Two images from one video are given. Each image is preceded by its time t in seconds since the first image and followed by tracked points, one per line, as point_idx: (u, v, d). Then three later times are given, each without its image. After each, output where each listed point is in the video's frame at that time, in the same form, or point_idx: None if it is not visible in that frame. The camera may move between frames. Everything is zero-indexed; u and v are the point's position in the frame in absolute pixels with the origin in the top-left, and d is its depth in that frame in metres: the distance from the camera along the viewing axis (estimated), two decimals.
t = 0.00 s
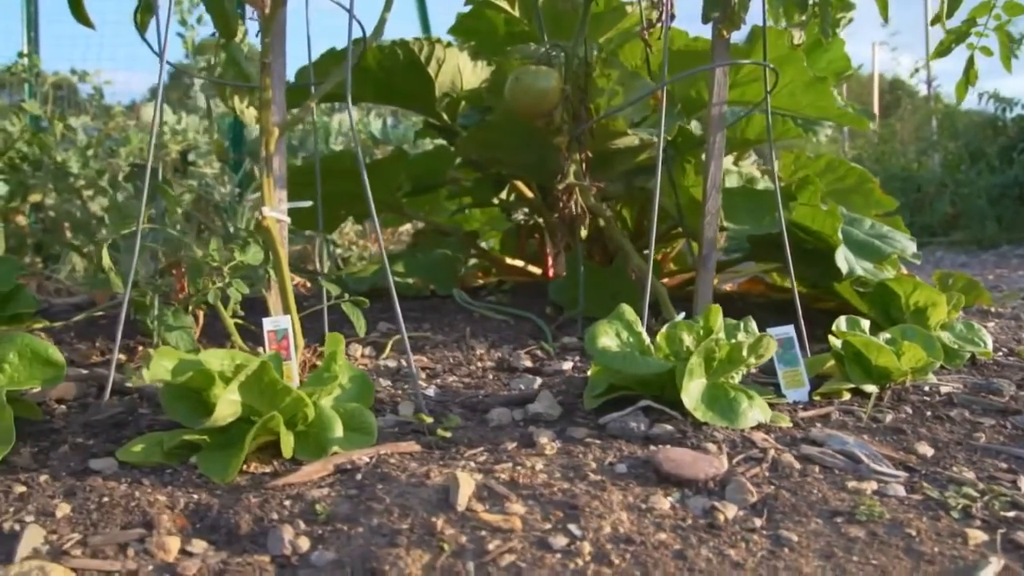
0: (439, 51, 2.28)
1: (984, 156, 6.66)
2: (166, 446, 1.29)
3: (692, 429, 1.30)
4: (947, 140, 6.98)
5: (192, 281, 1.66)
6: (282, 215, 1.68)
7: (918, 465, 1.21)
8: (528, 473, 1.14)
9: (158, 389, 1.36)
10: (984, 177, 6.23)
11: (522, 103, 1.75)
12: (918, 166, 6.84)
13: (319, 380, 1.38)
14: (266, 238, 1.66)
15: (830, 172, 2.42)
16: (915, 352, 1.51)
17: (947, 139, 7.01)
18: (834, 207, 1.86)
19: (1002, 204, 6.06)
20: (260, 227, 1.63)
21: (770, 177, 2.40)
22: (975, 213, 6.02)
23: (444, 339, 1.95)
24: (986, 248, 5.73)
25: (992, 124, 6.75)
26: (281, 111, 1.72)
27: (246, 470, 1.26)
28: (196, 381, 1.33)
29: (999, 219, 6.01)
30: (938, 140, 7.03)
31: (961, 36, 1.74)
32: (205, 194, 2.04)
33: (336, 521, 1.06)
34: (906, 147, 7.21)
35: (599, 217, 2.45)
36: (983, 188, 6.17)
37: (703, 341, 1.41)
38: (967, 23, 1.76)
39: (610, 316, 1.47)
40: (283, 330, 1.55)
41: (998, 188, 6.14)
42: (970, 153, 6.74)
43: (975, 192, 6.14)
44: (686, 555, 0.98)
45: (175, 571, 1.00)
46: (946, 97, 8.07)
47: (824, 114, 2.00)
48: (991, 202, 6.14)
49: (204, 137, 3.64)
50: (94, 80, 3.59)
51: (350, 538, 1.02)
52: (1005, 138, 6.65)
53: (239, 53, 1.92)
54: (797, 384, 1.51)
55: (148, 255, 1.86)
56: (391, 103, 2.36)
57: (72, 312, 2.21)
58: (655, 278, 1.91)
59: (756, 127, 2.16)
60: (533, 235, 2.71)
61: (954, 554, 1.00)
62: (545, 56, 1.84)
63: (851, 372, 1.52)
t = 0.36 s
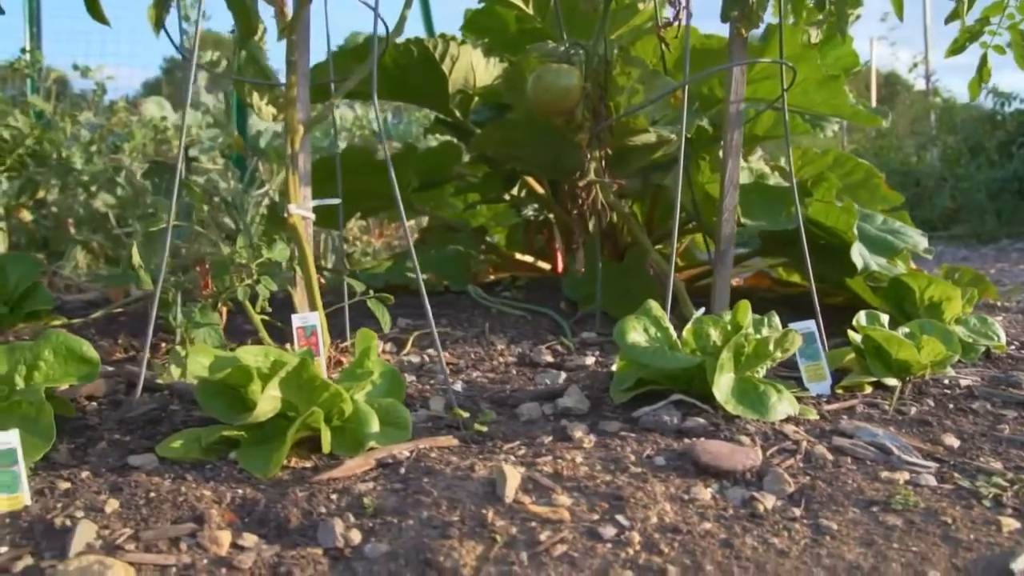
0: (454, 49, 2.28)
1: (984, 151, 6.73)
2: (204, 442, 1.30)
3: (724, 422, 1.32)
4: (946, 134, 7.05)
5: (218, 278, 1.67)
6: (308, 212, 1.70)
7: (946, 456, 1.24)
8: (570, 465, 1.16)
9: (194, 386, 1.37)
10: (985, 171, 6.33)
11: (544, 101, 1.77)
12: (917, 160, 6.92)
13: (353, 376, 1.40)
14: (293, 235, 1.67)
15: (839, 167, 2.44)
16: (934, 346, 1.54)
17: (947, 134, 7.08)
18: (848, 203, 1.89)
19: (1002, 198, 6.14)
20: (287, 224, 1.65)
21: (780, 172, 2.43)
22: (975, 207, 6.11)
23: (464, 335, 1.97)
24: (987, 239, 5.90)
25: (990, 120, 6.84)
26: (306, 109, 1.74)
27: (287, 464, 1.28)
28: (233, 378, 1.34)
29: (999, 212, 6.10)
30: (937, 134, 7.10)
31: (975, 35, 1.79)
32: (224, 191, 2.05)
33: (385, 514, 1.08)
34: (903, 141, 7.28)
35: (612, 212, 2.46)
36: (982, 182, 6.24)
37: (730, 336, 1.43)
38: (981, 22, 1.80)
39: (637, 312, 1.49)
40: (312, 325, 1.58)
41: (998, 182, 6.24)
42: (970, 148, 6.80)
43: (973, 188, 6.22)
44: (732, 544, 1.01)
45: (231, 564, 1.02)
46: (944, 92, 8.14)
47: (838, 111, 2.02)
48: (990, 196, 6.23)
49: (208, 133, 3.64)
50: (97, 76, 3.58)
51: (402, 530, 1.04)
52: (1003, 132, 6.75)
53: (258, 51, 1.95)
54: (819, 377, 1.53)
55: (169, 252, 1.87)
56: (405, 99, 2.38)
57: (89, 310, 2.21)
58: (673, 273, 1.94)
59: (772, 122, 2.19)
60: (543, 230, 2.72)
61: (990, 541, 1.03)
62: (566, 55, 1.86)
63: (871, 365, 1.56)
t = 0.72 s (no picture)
0: (467, 46, 2.32)
1: (981, 146, 6.79)
2: (243, 436, 1.31)
3: (754, 413, 1.35)
4: (943, 129, 7.13)
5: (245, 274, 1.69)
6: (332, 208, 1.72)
7: (972, 445, 1.28)
8: (610, 456, 1.18)
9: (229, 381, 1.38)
10: (983, 166, 6.42)
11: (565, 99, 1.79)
12: (914, 156, 6.98)
13: (386, 369, 1.42)
14: (318, 232, 1.69)
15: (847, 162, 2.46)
16: (952, 338, 1.55)
17: (944, 128, 7.16)
18: (863, 198, 1.91)
19: (1000, 193, 6.26)
20: (313, 220, 1.68)
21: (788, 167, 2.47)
22: (973, 201, 6.23)
23: (484, 329, 1.99)
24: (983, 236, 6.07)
25: (987, 115, 6.90)
26: (330, 106, 1.77)
27: (326, 457, 1.29)
28: (270, 373, 1.36)
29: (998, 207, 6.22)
30: (934, 129, 7.18)
31: (987, 32, 1.81)
32: (242, 188, 2.06)
33: (432, 504, 1.10)
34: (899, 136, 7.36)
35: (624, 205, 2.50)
36: (980, 176, 6.37)
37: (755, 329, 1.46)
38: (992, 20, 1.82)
39: (664, 305, 1.52)
40: (340, 320, 1.60)
41: (996, 176, 6.35)
42: (967, 143, 6.86)
43: (972, 180, 6.36)
44: (776, 530, 1.04)
45: (285, 554, 1.03)
46: (941, 88, 8.21)
47: (851, 107, 2.05)
48: (989, 190, 6.36)
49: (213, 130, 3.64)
50: (99, 73, 3.57)
51: (451, 520, 1.07)
52: (1000, 126, 6.81)
53: (277, 47, 1.98)
54: (840, 369, 1.56)
55: (191, 248, 1.88)
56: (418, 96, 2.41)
57: (104, 308, 2.21)
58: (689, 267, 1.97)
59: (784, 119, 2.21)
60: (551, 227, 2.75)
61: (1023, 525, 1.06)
62: (586, 52, 1.89)
63: (890, 356, 1.59)
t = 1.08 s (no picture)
0: (479, 43, 2.34)
1: (981, 141, 6.87)
2: (278, 430, 1.32)
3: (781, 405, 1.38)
4: (942, 125, 7.21)
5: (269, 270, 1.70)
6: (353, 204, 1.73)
7: (997, 434, 1.30)
8: (646, 447, 1.21)
9: (261, 376, 1.39)
10: (983, 162, 6.55)
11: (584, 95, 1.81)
12: (913, 152, 7.07)
13: (417, 364, 1.44)
14: (342, 229, 1.70)
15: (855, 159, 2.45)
16: (969, 331, 1.60)
17: (942, 124, 7.25)
18: (875, 194, 1.93)
19: (1000, 189, 6.43)
20: (336, 217, 1.69)
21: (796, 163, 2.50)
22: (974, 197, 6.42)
23: (502, 325, 2.00)
24: (982, 233, 6.23)
25: (987, 111, 6.98)
26: (351, 102, 1.78)
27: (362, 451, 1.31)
28: (303, 368, 1.37)
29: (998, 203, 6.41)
30: (932, 125, 7.26)
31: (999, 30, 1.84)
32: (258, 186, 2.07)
33: (475, 495, 1.12)
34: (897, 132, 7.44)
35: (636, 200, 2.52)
36: (980, 172, 6.52)
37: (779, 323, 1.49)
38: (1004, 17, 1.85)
39: (688, 299, 1.55)
40: (366, 316, 1.61)
41: (995, 172, 6.50)
42: (967, 139, 6.95)
43: (971, 175, 6.53)
44: (814, 517, 1.06)
45: (334, 545, 1.04)
46: (939, 83, 8.28)
47: (861, 104, 2.09)
48: (988, 186, 6.52)
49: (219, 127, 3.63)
50: (102, 71, 3.56)
51: (495, 510, 1.08)
52: (999, 122, 6.91)
53: (295, 44, 2.00)
54: (859, 362, 1.57)
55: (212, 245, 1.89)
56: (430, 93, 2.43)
57: (120, 305, 2.22)
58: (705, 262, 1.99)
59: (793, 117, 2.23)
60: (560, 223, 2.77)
61: None
62: (604, 49, 1.90)
63: (908, 349, 1.62)
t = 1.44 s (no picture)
0: (494, 41, 2.36)
1: (981, 137, 6.95)
2: (318, 425, 1.34)
3: (814, 396, 1.40)
4: (942, 121, 7.27)
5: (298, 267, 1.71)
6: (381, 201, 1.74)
7: None
8: (687, 437, 1.23)
9: (300, 371, 1.41)
10: (983, 158, 6.65)
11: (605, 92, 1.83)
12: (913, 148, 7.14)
13: (451, 358, 1.45)
14: (369, 225, 1.71)
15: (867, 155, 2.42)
16: (990, 323, 1.62)
17: (942, 120, 7.31)
18: (891, 189, 1.97)
19: (1001, 184, 6.54)
20: (364, 213, 1.71)
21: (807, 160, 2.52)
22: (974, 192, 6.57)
23: (525, 320, 2.02)
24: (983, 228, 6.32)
25: (988, 107, 7.04)
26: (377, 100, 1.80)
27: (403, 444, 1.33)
28: (342, 363, 1.38)
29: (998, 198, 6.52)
30: (932, 121, 7.32)
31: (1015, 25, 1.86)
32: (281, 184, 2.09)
33: (523, 486, 1.14)
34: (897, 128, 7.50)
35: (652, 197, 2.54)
36: (980, 168, 6.64)
37: (808, 316, 1.51)
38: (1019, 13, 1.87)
39: (717, 292, 1.57)
40: (396, 311, 1.63)
41: (995, 168, 6.61)
42: (967, 135, 7.02)
43: (972, 171, 6.63)
44: (858, 504, 1.08)
45: (390, 535, 1.05)
46: (938, 78, 8.34)
47: (876, 100, 2.10)
48: (989, 181, 6.63)
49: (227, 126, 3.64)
50: (108, 71, 3.56)
51: (545, 500, 1.10)
52: (999, 118, 6.92)
53: (316, 42, 2.00)
54: (882, 354, 1.59)
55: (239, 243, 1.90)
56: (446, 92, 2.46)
57: (140, 304, 2.22)
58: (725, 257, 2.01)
59: (810, 115, 2.23)
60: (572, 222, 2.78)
61: None
62: (625, 47, 1.93)
63: (930, 341, 1.65)
